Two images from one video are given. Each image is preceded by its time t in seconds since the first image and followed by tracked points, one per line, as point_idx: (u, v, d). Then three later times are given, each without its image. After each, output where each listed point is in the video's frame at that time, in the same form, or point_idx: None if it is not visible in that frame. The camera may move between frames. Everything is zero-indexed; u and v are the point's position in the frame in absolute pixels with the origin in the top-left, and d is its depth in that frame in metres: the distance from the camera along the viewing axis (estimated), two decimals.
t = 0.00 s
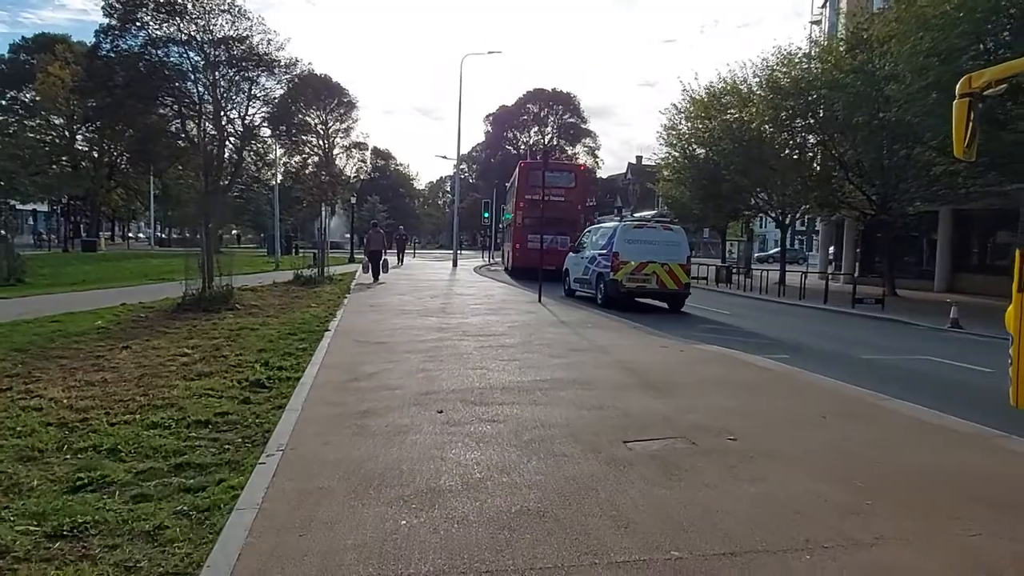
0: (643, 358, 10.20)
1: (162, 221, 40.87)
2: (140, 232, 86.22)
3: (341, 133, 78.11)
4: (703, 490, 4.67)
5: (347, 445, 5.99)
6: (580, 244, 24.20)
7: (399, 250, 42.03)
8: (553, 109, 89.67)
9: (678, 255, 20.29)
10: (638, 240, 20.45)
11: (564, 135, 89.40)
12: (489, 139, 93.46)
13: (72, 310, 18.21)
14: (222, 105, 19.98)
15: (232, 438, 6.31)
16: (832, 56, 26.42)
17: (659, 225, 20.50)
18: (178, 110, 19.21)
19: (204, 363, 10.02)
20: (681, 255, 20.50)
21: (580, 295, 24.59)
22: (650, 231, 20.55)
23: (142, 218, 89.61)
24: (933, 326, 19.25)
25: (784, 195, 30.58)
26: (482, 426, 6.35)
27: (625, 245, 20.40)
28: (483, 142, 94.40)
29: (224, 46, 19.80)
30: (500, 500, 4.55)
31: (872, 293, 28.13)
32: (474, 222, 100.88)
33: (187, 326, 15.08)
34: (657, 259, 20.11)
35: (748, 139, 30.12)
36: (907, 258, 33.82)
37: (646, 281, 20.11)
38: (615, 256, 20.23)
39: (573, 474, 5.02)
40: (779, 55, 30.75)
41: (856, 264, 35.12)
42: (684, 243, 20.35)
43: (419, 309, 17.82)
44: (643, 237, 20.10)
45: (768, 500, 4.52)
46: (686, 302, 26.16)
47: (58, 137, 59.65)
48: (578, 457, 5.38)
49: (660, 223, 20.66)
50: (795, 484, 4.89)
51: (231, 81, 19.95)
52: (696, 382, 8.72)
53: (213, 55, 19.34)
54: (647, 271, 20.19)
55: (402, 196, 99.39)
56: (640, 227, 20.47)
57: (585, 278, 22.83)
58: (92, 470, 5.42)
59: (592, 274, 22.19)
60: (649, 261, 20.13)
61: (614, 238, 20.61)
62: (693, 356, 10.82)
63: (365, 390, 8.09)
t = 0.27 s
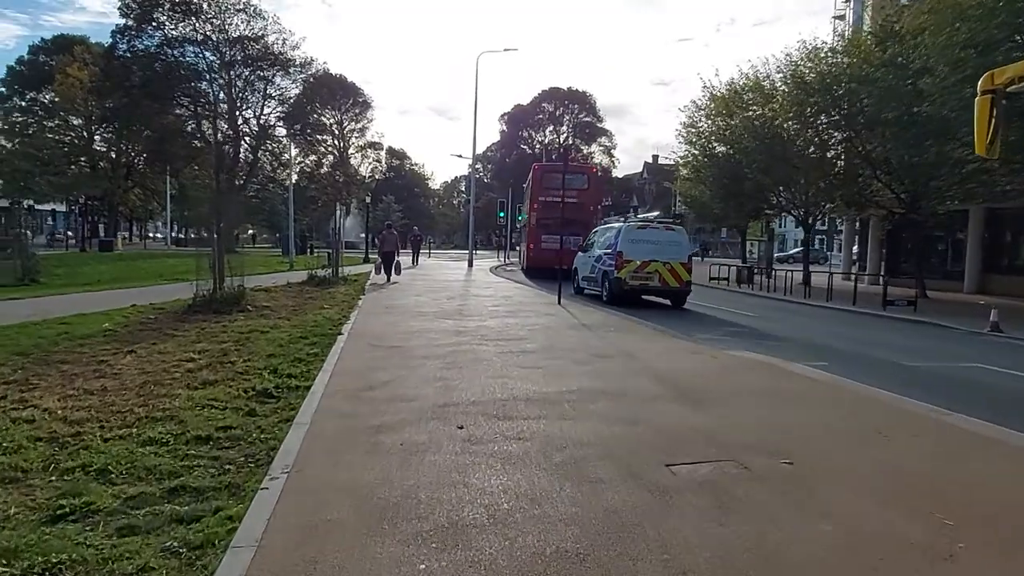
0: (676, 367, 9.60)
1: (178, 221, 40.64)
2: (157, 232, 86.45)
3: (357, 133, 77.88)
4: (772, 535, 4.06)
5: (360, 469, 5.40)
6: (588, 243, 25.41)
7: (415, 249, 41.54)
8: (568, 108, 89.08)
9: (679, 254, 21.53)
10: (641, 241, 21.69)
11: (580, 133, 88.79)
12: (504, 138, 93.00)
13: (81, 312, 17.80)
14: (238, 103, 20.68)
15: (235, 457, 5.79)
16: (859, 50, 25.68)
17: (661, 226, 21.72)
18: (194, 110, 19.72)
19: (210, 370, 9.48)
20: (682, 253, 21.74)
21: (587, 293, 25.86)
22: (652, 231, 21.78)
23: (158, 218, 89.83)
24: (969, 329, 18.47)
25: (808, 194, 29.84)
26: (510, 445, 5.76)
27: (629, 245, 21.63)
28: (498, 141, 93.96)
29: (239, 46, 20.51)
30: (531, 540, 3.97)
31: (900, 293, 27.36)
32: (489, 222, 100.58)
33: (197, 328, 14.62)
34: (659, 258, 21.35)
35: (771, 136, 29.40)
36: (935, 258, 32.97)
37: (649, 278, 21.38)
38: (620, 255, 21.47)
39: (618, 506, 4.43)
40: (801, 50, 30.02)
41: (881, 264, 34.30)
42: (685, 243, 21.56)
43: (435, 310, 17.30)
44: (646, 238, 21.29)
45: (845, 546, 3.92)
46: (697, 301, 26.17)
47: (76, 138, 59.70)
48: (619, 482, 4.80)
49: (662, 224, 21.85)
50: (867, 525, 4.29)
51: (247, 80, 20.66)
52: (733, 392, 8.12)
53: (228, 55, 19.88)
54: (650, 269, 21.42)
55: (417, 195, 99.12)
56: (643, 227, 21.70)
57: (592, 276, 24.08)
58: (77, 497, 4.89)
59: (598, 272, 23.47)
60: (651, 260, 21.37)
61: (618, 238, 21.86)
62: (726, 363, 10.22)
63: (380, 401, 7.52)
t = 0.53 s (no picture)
0: (707, 377, 9.03)
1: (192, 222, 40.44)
2: (173, 233, 86.74)
3: (372, 133, 77.79)
4: None
5: (366, 498, 4.87)
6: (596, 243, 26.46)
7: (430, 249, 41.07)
8: (584, 107, 88.46)
9: (681, 254, 22.51)
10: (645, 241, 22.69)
11: (596, 133, 88.17)
12: (519, 137, 92.49)
13: (88, 315, 17.34)
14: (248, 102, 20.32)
15: (229, 483, 5.25)
16: (885, 45, 24.95)
17: (664, 227, 22.70)
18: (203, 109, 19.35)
19: (212, 380, 8.99)
20: (684, 253, 22.74)
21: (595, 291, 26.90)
22: (656, 232, 22.77)
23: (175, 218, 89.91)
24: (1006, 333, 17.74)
25: (831, 193, 29.11)
26: (532, 471, 5.21)
27: (634, 245, 22.61)
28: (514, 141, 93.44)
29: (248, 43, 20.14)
30: None
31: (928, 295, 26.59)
32: (505, 222, 100.03)
33: (203, 331, 14.13)
34: (661, 258, 22.36)
35: (794, 134, 28.70)
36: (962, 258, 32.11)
37: (652, 277, 22.41)
38: (624, 255, 22.53)
39: (658, 552, 3.88)
40: (824, 46, 29.29)
41: (906, 265, 33.48)
42: (686, 243, 22.53)
43: (449, 313, 16.80)
44: (649, 238, 22.28)
45: None
46: (718, 303, 25.54)
47: (94, 139, 60.13)
48: (658, 522, 4.24)
49: (665, 225, 22.84)
50: None
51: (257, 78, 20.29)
52: (770, 406, 7.54)
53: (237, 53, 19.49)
54: (653, 268, 22.44)
55: (432, 195, 98.77)
56: (647, 229, 22.72)
57: (599, 274, 25.13)
58: (49, 533, 4.37)
59: (604, 271, 24.54)
60: (654, 260, 22.38)
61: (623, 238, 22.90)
62: (758, 371, 9.61)
63: (390, 416, 6.99)
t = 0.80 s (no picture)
0: (740, 392, 8.44)
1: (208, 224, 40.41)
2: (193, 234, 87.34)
3: (388, 134, 77.60)
4: None
5: (371, 538, 4.32)
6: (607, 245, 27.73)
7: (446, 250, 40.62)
8: (601, 107, 87.84)
9: (686, 256, 23.69)
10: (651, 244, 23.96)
11: (613, 133, 87.52)
12: (535, 138, 92.02)
13: (96, 319, 16.97)
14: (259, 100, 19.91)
15: (219, 517, 4.70)
16: (913, 41, 24.19)
17: (670, 230, 23.89)
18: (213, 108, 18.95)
19: (213, 392, 8.49)
20: (688, 255, 23.93)
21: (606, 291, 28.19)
22: (663, 235, 23.96)
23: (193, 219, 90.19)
24: None
25: (856, 193, 28.36)
26: (557, 507, 4.65)
27: (641, 246, 23.86)
28: (530, 141, 92.96)
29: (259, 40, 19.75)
30: None
31: (957, 298, 25.78)
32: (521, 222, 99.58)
33: (210, 338, 13.64)
34: (667, 259, 23.55)
35: (817, 133, 27.98)
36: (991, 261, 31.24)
37: (657, 277, 23.61)
38: (631, 256, 23.74)
39: None
40: (849, 42, 28.54)
41: (933, 267, 32.63)
42: (691, 245, 23.71)
43: (465, 318, 16.30)
44: (656, 240, 23.49)
45: None
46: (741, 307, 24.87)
47: (111, 140, 61.29)
48: None
49: (672, 228, 24.02)
50: None
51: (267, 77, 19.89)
52: (810, 427, 6.95)
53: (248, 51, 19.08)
54: (659, 269, 23.63)
55: (448, 196, 98.48)
56: (654, 231, 23.91)
57: (608, 274, 26.40)
58: None
59: (614, 271, 25.77)
60: (660, 260, 23.57)
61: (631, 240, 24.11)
62: (792, 386, 8.98)
63: (400, 437, 6.45)
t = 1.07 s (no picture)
0: (779, 403, 7.82)
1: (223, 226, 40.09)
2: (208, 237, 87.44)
3: (403, 136, 77.29)
4: None
5: None
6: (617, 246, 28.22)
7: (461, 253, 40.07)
8: (617, 108, 87.21)
9: (692, 258, 23.91)
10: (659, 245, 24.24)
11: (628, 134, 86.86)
12: (550, 139, 91.52)
13: (102, 324, 16.48)
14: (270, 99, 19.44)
15: (204, 554, 4.15)
16: (943, 36, 23.45)
17: (678, 232, 24.12)
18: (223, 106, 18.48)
19: (212, 404, 7.95)
20: (695, 257, 24.15)
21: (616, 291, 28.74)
22: (670, 237, 24.20)
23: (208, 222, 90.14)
24: None
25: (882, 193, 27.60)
26: (593, 546, 4.05)
27: (648, 248, 24.07)
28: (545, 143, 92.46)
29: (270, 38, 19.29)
30: None
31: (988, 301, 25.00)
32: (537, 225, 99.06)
33: (216, 343, 13.14)
34: (674, 260, 23.79)
35: (842, 131, 27.26)
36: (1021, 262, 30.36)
37: (664, 278, 23.84)
38: (638, 257, 24.00)
39: None
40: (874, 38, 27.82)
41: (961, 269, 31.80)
42: (698, 247, 23.93)
43: (481, 323, 15.71)
44: (663, 242, 23.73)
45: None
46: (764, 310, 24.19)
47: (130, 143, 60.72)
48: None
49: (679, 230, 24.23)
50: None
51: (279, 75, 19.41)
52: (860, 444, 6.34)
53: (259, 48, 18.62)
54: (666, 270, 23.87)
55: (463, 198, 98.10)
56: (661, 233, 24.12)
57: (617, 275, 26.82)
58: None
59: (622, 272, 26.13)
60: (667, 262, 23.82)
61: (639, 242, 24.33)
62: (832, 397, 8.34)
63: (413, 457, 5.88)
